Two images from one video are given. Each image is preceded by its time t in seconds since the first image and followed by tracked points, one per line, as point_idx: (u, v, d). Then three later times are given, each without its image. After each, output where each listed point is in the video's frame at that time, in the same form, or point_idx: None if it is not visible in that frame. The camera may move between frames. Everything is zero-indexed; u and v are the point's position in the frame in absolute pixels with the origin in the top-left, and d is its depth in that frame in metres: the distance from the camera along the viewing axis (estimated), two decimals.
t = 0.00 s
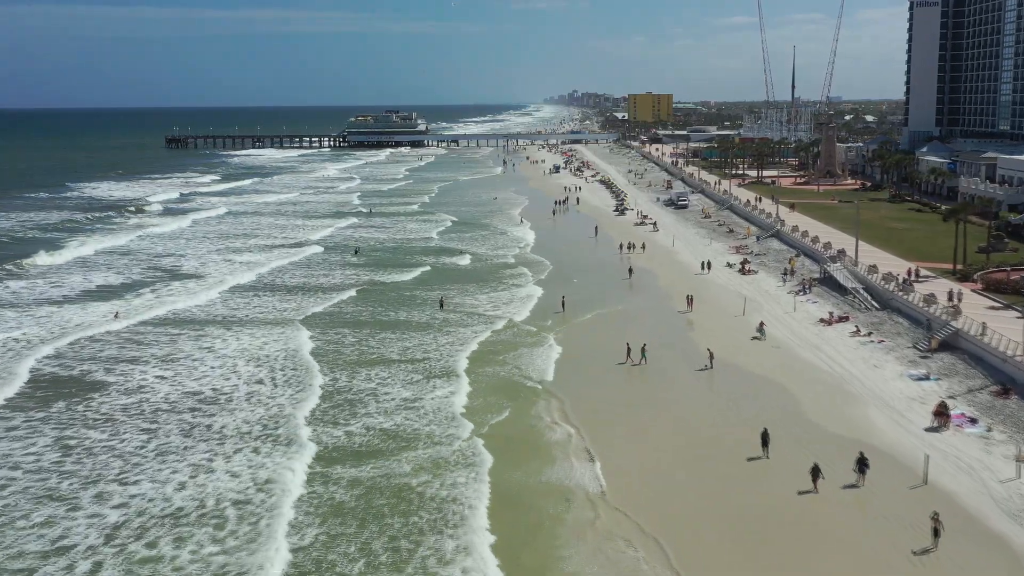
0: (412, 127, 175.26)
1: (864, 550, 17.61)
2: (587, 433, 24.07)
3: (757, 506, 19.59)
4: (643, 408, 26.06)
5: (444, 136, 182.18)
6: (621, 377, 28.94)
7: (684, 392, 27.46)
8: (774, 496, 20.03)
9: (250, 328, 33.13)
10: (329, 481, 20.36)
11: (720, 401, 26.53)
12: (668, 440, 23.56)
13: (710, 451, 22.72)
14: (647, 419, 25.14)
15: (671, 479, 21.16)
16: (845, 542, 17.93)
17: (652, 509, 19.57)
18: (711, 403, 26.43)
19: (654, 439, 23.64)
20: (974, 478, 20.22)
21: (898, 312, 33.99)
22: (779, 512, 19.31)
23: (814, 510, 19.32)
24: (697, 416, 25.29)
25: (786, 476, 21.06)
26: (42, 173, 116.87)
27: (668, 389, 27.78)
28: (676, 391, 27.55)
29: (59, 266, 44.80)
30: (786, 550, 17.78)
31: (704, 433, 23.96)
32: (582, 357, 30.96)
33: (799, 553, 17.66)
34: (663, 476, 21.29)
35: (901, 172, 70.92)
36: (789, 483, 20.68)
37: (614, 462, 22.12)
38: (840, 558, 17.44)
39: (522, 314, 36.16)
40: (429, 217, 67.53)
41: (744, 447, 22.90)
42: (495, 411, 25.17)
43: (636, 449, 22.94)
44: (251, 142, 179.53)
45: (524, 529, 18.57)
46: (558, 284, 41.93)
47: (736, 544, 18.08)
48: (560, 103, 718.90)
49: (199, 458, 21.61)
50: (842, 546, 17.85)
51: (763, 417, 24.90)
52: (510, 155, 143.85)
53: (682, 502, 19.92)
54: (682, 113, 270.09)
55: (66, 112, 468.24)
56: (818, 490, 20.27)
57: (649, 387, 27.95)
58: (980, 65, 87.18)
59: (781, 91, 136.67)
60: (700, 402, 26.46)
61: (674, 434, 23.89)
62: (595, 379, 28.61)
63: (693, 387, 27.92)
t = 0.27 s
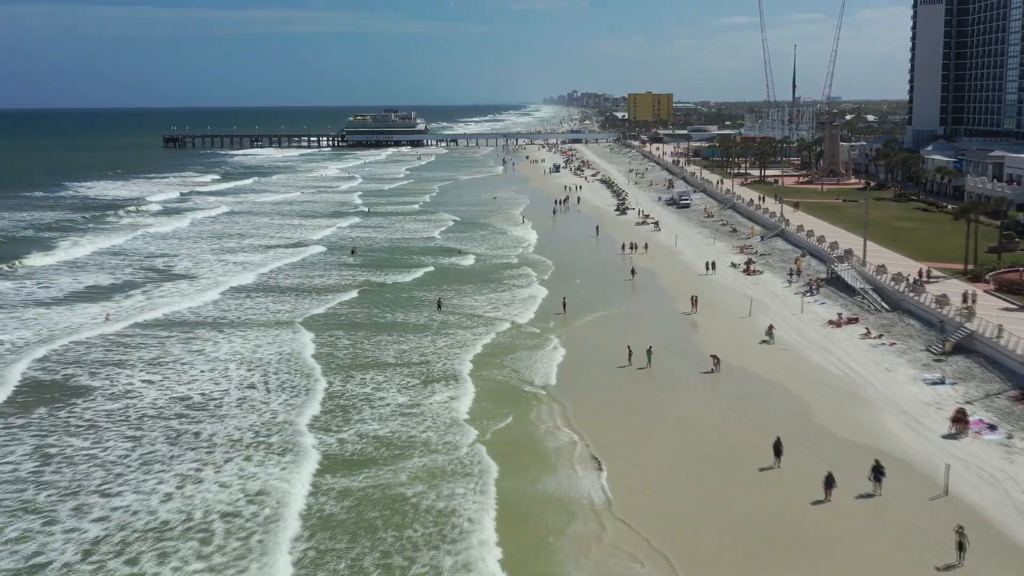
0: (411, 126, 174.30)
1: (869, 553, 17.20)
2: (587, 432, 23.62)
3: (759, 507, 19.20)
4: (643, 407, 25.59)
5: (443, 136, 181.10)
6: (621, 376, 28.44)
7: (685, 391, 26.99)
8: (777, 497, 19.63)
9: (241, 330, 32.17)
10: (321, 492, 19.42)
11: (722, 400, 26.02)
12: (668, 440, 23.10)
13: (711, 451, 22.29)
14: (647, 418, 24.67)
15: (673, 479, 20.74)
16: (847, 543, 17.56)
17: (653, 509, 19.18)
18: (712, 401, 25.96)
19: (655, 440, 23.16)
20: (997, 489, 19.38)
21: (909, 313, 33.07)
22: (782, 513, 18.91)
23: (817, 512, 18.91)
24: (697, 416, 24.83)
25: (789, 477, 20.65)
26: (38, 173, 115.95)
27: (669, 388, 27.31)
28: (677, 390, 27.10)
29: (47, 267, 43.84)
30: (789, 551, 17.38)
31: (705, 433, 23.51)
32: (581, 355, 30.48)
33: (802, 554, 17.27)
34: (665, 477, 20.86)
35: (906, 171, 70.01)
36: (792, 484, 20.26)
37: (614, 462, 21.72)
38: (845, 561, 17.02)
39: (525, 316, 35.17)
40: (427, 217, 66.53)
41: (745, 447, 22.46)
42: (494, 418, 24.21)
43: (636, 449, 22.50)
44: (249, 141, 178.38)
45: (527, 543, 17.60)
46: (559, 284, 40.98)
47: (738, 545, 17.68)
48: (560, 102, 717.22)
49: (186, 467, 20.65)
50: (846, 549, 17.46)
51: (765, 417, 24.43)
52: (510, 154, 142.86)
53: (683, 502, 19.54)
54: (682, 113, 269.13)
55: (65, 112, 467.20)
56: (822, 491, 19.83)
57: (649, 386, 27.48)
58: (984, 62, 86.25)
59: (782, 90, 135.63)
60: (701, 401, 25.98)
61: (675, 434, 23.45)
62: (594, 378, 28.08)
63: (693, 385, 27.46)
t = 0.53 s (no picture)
0: (410, 125, 173.51)
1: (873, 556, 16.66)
2: (586, 431, 23.05)
3: (760, 508, 18.69)
4: (643, 406, 25.05)
5: (442, 135, 179.98)
6: (621, 374, 27.88)
7: (685, 389, 26.45)
8: (779, 498, 19.10)
9: (233, 331, 31.25)
10: (313, 503, 18.45)
11: (723, 399, 25.45)
12: (669, 440, 22.55)
13: (712, 451, 21.76)
14: (647, 418, 24.12)
15: (673, 479, 20.23)
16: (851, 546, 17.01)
17: (652, 509, 18.69)
18: (713, 400, 25.41)
19: (655, 439, 22.59)
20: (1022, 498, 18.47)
21: (921, 313, 32.14)
22: (784, 514, 18.40)
23: (819, 513, 18.39)
24: (698, 415, 24.29)
25: (791, 476, 20.13)
26: (34, 173, 115.02)
27: (669, 387, 26.75)
28: (677, 388, 26.56)
29: (36, 266, 42.93)
30: (791, 554, 16.86)
31: (706, 433, 22.97)
32: (581, 353, 29.94)
33: (804, 557, 16.75)
34: (665, 477, 20.33)
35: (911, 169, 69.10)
36: (794, 485, 19.72)
37: (613, 461, 21.20)
38: (849, 564, 16.49)
39: (525, 316, 34.17)
40: (426, 216, 65.54)
41: (747, 447, 21.91)
42: (494, 423, 23.23)
43: (637, 448, 21.97)
44: (248, 140, 177.28)
45: (530, 558, 16.62)
46: (560, 284, 40.01)
47: (739, 546, 17.17)
48: (560, 102, 716.52)
49: (172, 476, 19.67)
50: (849, 551, 16.94)
51: (767, 417, 23.89)
52: (510, 154, 141.96)
53: (683, 502, 19.04)
54: (682, 113, 268.23)
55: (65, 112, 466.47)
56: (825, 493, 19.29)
57: (649, 385, 26.96)
58: (989, 60, 85.33)
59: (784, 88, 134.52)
60: (701, 400, 25.43)
61: (675, 433, 22.92)
62: (594, 376, 27.49)
63: (694, 384, 26.91)
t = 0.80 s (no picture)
0: (409, 124, 172.42)
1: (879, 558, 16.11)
2: (584, 431, 22.45)
3: (761, 507, 18.14)
4: (643, 406, 24.48)
5: (442, 133, 179.17)
6: (619, 373, 27.32)
7: (684, 389, 25.91)
8: (780, 498, 18.57)
9: (223, 332, 30.30)
10: (304, 514, 17.47)
11: (723, 400, 24.90)
12: (668, 441, 21.99)
13: (711, 451, 21.23)
14: (646, 418, 23.54)
15: (674, 479, 19.67)
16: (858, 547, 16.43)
17: (651, 509, 18.15)
18: (712, 401, 24.86)
19: (654, 439, 22.03)
20: None
21: (933, 313, 31.20)
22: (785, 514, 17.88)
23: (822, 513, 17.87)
24: (697, 416, 23.74)
25: (791, 476, 19.62)
26: (29, 172, 114.01)
27: (669, 387, 26.20)
28: (676, 388, 26.03)
29: (23, 266, 41.96)
30: (794, 555, 16.32)
31: (705, 433, 22.42)
32: (579, 351, 29.36)
33: (807, 558, 16.21)
34: (666, 476, 19.77)
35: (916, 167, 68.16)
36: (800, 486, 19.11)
37: (612, 461, 20.65)
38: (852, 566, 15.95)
39: (525, 316, 33.21)
40: (424, 215, 64.60)
41: (748, 447, 21.35)
42: (492, 428, 22.24)
43: (637, 448, 21.42)
44: (247, 139, 176.49)
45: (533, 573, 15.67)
46: (561, 283, 39.04)
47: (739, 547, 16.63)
48: (560, 102, 715.42)
49: (155, 485, 18.70)
50: (853, 552, 16.42)
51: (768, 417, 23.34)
52: (509, 152, 140.99)
53: (682, 502, 18.50)
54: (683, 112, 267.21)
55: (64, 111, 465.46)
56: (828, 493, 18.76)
57: (648, 383, 26.39)
58: (994, 57, 84.39)
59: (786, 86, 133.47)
60: (701, 401, 24.87)
61: (677, 434, 22.36)
62: (592, 375, 26.89)
63: (694, 384, 26.36)
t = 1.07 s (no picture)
0: (408, 123, 171.41)
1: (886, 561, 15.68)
2: (585, 430, 21.83)
3: (762, 509, 17.71)
4: (643, 403, 23.93)
5: (442, 133, 178.30)
6: (620, 371, 26.69)
7: (686, 386, 25.34)
8: (784, 499, 18.10)
9: (212, 333, 29.35)
10: (293, 528, 16.51)
11: (726, 397, 24.33)
12: (670, 439, 21.41)
13: (713, 450, 20.69)
14: (648, 417, 22.94)
15: (675, 478, 19.20)
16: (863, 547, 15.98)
17: (651, 509, 17.71)
18: (714, 398, 24.26)
19: (656, 439, 21.45)
20: None
21: (946, 313, 30.24)
22: (790, 516, 17.41)
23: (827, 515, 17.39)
24: (700, 413, 23.15)
25: (795, 477, 19.13)
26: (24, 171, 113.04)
27: (670, 384, 25.62)
28: (677, 386, 25.44)
29: (11, 266, 40.98)
30: (795, 559, 15.87)
31: (708, 432, 21.85)
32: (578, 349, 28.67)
33: (813, 562, 15.77)
34: (667, 475, 19.30)
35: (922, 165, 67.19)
36: (805, 487, 18.60)
37: (612, 461, 20.09)
38: (857, 570, 15.55)
39: (525, 316, 32.24)
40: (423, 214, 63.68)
41: (751, 446, 20.81)
42: (491, 433, 21.26)
43: (640, 445, 20.95)
44: (246, 138, 175.67)
45: None
46: (562, 283, 38.08)
47: (742, 550, 16.19)
48: (560, 102, 714.40)
49: (137, 496, 17.72)
50: (859, 555, 16.00)
51: (772, 415, 22.79)
52: (509, 151, 140.02)
53: (684, 504, 17.99)
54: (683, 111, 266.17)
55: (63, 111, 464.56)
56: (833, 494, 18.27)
57: (649, 381, 25.82)
58: (999, 54, 83.40)
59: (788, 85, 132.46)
60: (703, 399, 24.29)
61: (680, 431, 21.87)
62: (593, 374, 26.17)
63: (697, 380, 25.86)
